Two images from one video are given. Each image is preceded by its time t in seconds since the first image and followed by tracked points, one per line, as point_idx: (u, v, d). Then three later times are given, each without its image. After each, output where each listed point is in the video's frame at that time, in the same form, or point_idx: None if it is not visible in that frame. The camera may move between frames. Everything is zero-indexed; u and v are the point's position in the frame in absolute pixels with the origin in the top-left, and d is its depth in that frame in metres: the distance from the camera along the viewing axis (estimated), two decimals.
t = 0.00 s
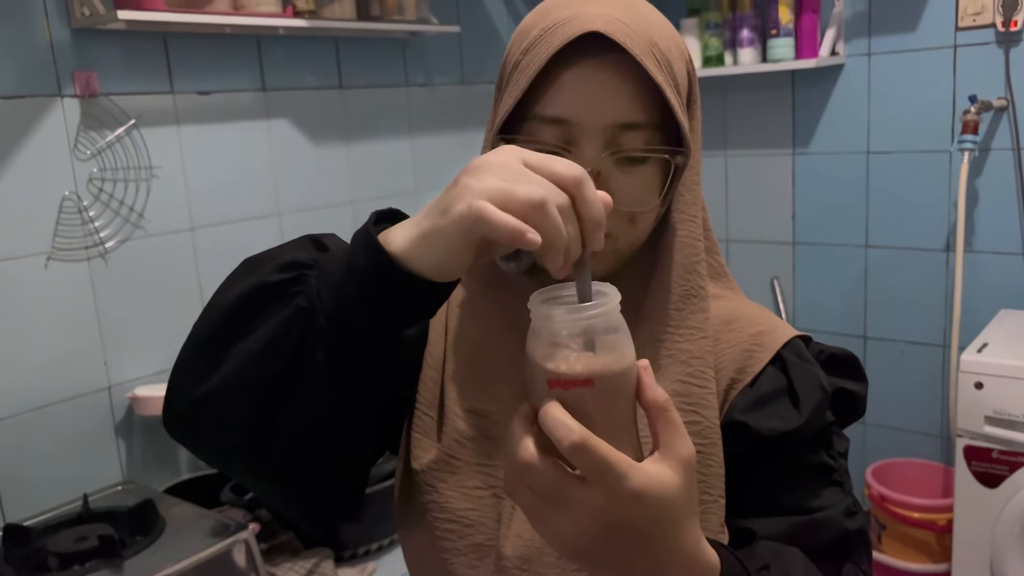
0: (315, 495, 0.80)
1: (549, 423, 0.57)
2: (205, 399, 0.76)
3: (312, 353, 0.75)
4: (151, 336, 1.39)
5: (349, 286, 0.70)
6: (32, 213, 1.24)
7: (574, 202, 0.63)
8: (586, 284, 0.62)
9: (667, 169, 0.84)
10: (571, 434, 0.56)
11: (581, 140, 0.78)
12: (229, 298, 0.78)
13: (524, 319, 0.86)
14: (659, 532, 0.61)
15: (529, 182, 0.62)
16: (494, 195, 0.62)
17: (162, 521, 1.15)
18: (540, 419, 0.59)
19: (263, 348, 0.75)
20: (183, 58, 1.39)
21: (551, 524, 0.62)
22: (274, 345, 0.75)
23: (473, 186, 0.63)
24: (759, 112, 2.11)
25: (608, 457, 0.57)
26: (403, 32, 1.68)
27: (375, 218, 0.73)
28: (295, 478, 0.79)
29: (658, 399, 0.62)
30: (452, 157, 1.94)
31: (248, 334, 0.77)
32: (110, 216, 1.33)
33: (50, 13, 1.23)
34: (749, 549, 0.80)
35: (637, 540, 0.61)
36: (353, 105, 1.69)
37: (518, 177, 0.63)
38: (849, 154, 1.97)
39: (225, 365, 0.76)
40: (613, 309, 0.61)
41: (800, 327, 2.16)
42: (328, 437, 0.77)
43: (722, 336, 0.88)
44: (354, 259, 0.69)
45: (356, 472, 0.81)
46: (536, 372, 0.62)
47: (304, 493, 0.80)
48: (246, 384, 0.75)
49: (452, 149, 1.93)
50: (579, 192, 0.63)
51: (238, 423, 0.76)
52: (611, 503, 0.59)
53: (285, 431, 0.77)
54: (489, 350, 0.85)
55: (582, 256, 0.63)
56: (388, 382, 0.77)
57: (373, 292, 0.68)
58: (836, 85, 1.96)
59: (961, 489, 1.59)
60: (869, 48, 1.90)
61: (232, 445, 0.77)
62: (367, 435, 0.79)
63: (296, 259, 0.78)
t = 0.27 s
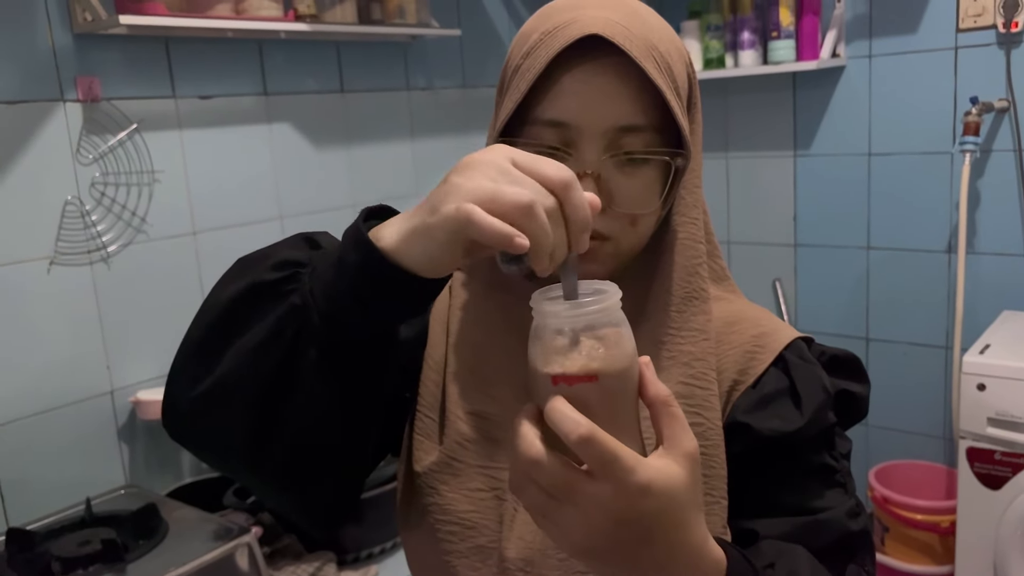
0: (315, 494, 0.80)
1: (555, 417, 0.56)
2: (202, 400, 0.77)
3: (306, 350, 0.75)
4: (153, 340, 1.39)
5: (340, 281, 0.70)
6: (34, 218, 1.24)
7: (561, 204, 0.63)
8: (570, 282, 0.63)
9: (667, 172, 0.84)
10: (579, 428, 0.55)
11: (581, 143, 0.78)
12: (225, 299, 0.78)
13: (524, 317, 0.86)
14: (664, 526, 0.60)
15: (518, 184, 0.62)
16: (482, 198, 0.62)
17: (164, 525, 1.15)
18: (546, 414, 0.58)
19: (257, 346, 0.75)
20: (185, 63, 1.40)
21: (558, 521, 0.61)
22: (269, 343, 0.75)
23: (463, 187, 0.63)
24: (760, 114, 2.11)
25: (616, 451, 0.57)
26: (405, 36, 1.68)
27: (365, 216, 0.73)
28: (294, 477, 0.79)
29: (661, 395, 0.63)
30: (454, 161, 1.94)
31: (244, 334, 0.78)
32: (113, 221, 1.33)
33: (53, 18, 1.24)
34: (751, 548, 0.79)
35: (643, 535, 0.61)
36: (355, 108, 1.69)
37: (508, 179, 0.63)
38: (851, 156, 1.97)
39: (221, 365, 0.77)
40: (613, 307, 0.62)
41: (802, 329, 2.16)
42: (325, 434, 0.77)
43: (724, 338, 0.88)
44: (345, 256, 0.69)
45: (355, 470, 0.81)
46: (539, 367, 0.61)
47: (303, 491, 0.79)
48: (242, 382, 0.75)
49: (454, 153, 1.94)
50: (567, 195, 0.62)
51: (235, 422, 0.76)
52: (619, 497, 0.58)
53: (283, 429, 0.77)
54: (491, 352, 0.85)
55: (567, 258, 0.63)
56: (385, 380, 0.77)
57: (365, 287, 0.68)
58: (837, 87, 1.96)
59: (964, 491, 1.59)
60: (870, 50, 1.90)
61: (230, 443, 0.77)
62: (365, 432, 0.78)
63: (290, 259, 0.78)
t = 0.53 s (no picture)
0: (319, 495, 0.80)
1: (563, 422, 0.56)
2: (204, 402, 0.76)
3: (309, 350, 0.74)
4: (156, 342, 1.39)
5: (343, 281, 0.70)
6: (37, 221, 1.24)
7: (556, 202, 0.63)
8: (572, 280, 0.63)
9: (669, 172, 0.84)
10: (587, 433, 0.55)
11: (583, 144, 0.78)
12: (227, 300, 0.78)
13: (528, 320, 0.86)
14: (669, 530, 0.60)
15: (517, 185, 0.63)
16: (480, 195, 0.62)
17: (167, 528, 1.15)
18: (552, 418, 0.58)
19: (259, 347, 0.75)
20: (187, 65, 1.40)
21: (564, 525, 0.61)
22: (271, 343, 0.75)
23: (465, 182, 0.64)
24: (762, 115, 2.11)
25: (623, 455, 0.57)
26: (406, 38, 1.68)
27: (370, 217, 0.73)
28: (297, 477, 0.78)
29: (665, 397, 0.62)
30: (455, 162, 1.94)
31: (246, 334, 0.78)
32: (115, 223, 1.33)
33: (54, 21, 1.24)
34: (754, 549, 0.79)
35: (649, 539, 0.60)
36: (356, 110, 1.69)
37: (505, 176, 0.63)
38: (852, 156, 1.97)
39: (224, 365, 0.77)
40: (616, 309, 0.61)
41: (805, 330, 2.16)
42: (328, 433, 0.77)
43: (728, 339, 0.88)
44: (347, 257, 0.69)
45: (359, 470, 0.81)
46: (545, 372, 0.61)
47: (307, 491, 0.80)
48: (245, 383, 0.75)
49: (455, 154, 1.94)
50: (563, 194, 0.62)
51: (237, 423, 0.75)
52: (625, 501, 0.58)
53: (286, 429, 0.77)
54: (495, 354, 0.85)
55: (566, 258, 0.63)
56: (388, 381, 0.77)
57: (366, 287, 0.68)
58: (838, 87, 1.96)
59: (968, 491, 1.58)
60: (872, 50, 1.89)
61: (232, 444, 0.76)
62: (367, 433, 0.78)
63: (292, 260, 0.78)
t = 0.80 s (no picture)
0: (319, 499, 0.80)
1: (563, 431, 0.56)
2: (205, 407, 0.77)
3: (307, 355, 0.75)
4: (158, 345, 1.39)
5: (340, 286, 0.70)
6: (38, 224, 1.25)
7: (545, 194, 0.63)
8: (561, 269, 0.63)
9: (670, 174, 0.84)
10: (588, 441, 0.55)
11: (583, 146, 0.78)
12: (227, 304, 0.78)
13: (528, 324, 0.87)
14: (671, 538, 0.60)
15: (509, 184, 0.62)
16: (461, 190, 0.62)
17: (169, 531, 1.15)
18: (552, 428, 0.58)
19: (257, 352, 0.75)
20: (187, 69, 1.40)
21: (565, 535, 0.61)
22: (269, 348, 0.75)
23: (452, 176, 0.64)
24: (762, 116, 2.11)
25: (624, 463, 0.56)
26: (406, 40, 1.68)
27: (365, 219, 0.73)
28: (297, 481, 0.79)
29: (663, 403, 0.63)
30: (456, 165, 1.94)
31: (246, 338, 0.78)
32: (116, 227, 1.33)
33: (54, 25, 1.24)
34: (756, 553, 0.79)
35: (651, 548, 0.60)
36: (357, 113, 1.69)
37: (493, 171, 0.63)
38: (853, 157, 1.97)
39: (223, 370, 0.77)
40: (614, 316, 0.61)
41: (806, 331, 2.16)
42: (327, 437, 0.77)
43: (729, 342, 0.88)
44: (345, 261, 0.69)
45: (359, 475, 0.81)
46: (542, 381, 0.61)
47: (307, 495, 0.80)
48: (244, 387, 0.75)
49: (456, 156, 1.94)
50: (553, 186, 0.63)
51: (237, 428, 0.76)
52: (627, 509, 0.58)
53: (285, 434, 0.78)
54: (496, 358, 0.85)
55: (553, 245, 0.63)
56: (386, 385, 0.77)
57: (364, 291, 0.68)
58: (839, 88, 1.96)
59: (970, 492, 1.58)
60: (872, 51, 1.89)
61: (231, 448, 0.77)
62: (366, 437, 0.78)
63: (291, 264, 0.78)
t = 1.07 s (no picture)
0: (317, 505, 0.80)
1: (568, 431, 0.55)
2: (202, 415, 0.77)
3: (307, 363, 0.75)
4: (158, 348, 1.39)
5: (341, 293, 0.70)
6: (38, 227, 1.25)
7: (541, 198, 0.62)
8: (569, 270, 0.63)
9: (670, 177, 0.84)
10: (593, 442, 0.55)
11: (583, 149, 0.78)
12: (225, 312, 0.78)
13: (530, 329, 0.86)
14: (675, 538, 0.60)
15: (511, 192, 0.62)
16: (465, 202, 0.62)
17: (169, 534, 1.15)
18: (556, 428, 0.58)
19: (257, 360, 0.75)
20: (187, 72, 1.40)
21: (569, 537, 0.60)
22: (269, 356, 0.75)
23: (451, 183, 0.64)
24: (762, 117, 2.11)
25: (630, 465, 0.56)
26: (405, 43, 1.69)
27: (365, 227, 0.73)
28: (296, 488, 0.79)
29: (666, 404, 0.62)
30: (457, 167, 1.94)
31: (245, 346, 0.78)
32: (116, 230, 1.33)
33: (54, 29, 1.24)
34: (756, 557, 0.79)
35: (654, 548, 0.60)
36: (356, 115, 1.69)
37: (493, 174, 0.63)
38: (853, 158, 1.97)
39: (222, 377, 0.77)
40: (618, 317, 0.61)
41: (806, 332, 2.16)
42: (328, 444, 0.77)
43: (730, 345, 0.88)
44: (345, 269, 0.70)
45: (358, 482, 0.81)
46: (545, 381, 0.61)
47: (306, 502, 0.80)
48: (244, 395, 0.75)
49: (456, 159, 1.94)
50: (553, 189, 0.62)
51: (235, 436, 0.76)
52: (631, 510, 0.58)
53: (285, 441, 0.78)
54: (495, 362, 0.85)
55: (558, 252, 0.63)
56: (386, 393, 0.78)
57: (364, 298, 0.68)
58: (838, 89, 1.96)
59: (971, 493, 1.58)
60: (872, 52, 1.89)
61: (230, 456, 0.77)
62: (367, 444, 0.79)
63: (291, 272, 0.79)
